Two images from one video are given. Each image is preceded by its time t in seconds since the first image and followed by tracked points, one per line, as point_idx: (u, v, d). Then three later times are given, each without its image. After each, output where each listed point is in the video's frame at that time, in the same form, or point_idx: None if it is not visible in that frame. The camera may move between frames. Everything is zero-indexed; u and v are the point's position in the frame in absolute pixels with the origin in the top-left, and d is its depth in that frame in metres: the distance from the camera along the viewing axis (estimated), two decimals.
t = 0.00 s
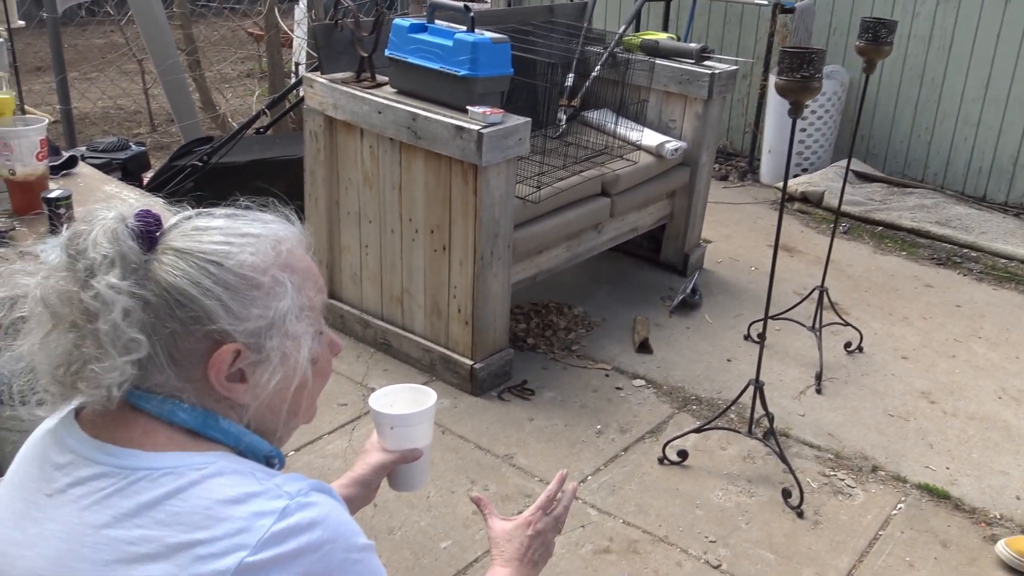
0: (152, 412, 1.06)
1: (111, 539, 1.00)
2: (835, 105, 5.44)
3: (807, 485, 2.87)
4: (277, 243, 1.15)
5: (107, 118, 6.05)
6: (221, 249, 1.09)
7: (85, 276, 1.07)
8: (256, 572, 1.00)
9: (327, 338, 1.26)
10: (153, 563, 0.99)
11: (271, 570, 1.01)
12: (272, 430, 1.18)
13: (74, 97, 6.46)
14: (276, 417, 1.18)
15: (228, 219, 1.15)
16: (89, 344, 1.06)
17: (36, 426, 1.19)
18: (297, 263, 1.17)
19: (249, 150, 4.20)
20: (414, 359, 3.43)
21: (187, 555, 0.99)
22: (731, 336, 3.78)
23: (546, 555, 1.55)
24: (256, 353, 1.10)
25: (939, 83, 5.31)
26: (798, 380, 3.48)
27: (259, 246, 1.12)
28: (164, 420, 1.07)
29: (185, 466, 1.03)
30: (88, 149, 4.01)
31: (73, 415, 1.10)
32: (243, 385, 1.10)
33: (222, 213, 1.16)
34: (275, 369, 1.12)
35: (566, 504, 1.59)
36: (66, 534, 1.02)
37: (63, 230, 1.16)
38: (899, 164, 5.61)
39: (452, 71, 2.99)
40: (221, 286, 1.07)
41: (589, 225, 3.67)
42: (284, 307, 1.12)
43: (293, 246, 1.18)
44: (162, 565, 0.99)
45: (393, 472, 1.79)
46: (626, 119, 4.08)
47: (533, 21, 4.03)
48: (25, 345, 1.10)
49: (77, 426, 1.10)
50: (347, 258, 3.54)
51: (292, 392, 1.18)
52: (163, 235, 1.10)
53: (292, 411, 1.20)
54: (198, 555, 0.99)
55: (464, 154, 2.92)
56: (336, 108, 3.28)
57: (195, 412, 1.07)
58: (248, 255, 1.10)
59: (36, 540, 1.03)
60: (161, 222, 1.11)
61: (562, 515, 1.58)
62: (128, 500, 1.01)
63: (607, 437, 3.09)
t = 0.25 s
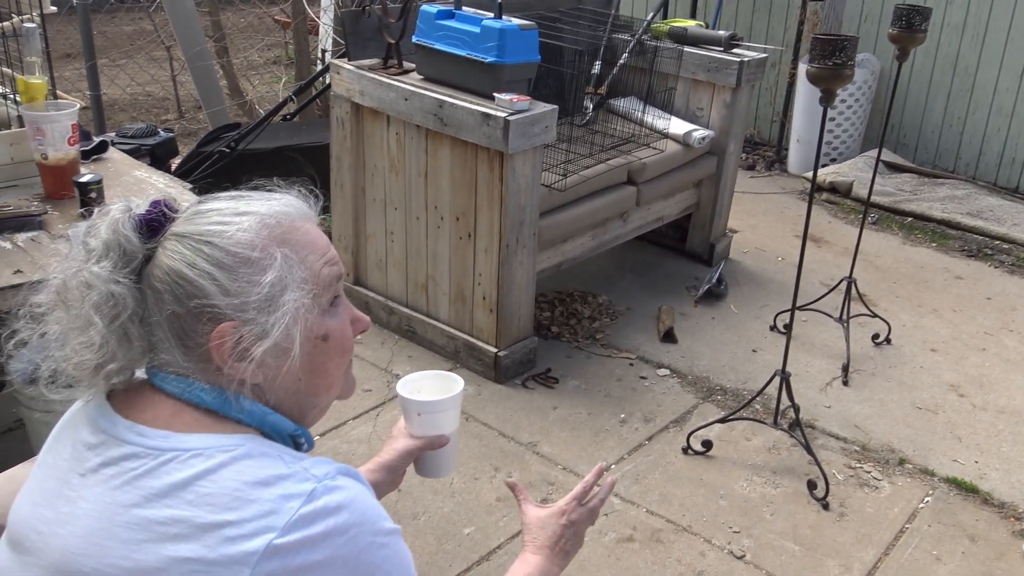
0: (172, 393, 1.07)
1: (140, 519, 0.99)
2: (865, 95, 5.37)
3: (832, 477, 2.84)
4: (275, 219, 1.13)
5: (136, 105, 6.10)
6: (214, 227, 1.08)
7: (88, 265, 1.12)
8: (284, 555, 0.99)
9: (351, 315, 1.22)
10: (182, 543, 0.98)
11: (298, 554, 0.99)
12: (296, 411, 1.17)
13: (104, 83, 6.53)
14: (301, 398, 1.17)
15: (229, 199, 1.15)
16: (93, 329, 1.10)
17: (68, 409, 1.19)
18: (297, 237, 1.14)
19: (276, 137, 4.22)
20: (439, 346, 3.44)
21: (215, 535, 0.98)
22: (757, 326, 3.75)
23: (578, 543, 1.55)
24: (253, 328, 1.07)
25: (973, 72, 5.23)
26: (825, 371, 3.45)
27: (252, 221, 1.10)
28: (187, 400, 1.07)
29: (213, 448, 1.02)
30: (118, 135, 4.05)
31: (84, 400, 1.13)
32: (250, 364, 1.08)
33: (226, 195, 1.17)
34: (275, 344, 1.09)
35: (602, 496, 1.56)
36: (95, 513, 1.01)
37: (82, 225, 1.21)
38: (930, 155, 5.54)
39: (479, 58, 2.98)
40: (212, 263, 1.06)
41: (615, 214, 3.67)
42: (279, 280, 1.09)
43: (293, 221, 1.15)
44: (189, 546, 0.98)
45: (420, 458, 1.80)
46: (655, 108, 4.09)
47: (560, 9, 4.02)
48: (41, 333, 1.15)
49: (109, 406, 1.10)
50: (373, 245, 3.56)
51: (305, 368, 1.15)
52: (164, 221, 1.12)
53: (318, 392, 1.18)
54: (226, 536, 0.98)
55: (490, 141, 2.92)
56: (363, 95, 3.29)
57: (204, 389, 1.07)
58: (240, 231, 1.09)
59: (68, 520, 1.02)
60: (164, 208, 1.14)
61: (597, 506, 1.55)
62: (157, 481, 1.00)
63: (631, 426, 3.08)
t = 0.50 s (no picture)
0: (195, 377, 1.08)
1: (167, 500, 0.99)
2: (891, 83, 5.30)
3: (854, 468, 2.82)
4: (291, 204, 1.12)
5: (159, 91, 6.14)
6: (230, 214, 1.08)
7: (111, 250, 1.12)
8: (308, 538, 0.98)
9: (372, 299, 1.22)
10: (207, 525, 0.98)
11: (322, 538, 0.99)
12: (319, 394, 1.17)
13: (127, 70, 6.57)
14: (323, 383, 1.17)
15: (247, 185, 1.14)
16: (117, 314, 1.11)
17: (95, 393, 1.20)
18: (312, 222, 1.13)
19: (297, 124, 4.23)
20: (459, 334, 3.44)
21: (240, 518, 0.98)
22: (778, 316, 3.73)
23: (592, 530, 1.55)
24: (270, 315, 1.06)
25: (1002, 60, 5.14)
26: (847, 362, 3.42)
27: (269, 207, 1.10)
28: (208, 384, 1.08)
29: (238, 431, 1.03)
30: (141, 121, 4.07)
31: (111, 382, 1.15)
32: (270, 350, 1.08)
33: (245, 180, 1.16)
34: (293, 330, 1.08)
35: (613, 479, 1.58)
36: (122, 495, 1.01)
37: (106, 209, 1.22)
38: (956, 144, 5.47)
39: (501, 44, 2.97)
40: (228, 250, 1.06)
41: (636, 202, 3.66)
42: (294, 266, 1.08)
43: (309, 206, 1.14)
44: (215, 528, 0.98)
45: (442, 444, 1.80)
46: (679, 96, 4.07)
47: None
48: (66, 316, 1.16)
49: (135, 389, 1.11)
50: (394, 232, 3.56)
51: (325, 352, 1.15)
52: (184, 207, 1.12)
53: (340, 378, 1.18)
54: (251, 519, 0.98)
55: (512, 129, 2.91)
56: (385, 82, 3.28)
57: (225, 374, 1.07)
58: (256, 217, 1.08)
59: (95, 501, 1.02)
60: (184, 193, 1.14)
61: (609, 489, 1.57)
62: (183, 463, 1.01)
63: (651, 415, 3.07)
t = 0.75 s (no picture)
0: (204, 366, 1.08)
1: (176, 490, 0.99)
2: (902, 74, 5.27)
3: (862, 461, 2.81)
4: (298, 194, 1.12)
5: (167, 81, 6.14)
6: (238, 205, 1.08)
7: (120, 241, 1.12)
8: (317, 530, 0.98)
9: (382, 290, 1.21)
10: (217, 516, 0.98)
11: (331, 530, 0.99)
12: (328, 385, 1.17)
13: (136, 60, 6.57)
14: (333, 374, 1.16)
15: (255, 175, 1.14)
16: (125, 304, 1.11)
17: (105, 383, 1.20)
18: (320, 212, 1.12)
19: (305, 114, 4.23)
20: (466, 324, 3.44)
21: (249, 509, 0.98)
22: (787, 308, 3.71)
23: (595, 518, 1.55)
24: (277, 306, 1.06)
25: (1015, 51, 5.10)
26: (856, 355, 3.41)
27: (275, 198, 1.09)
28: (214, 373, 1.08)
29: (247, 422, 1.03)
30: (149, 111, 4.07)
31: (120, 372, 1.15)
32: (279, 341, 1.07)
33: (253, 170, 1.16)
34: (300, 321, 1.08)
35: (608, 465, 1.58)
36: (132, 484, 1.01)
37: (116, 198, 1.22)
38: (967, 136, 5.43)
39: (511, 34, 2.95)
40: (234, 242, 1.06)
41: (645, 193, 3.66)
42: (301, 257, 1.08)
43: (317, 196, 1.14)
44: (224, 520, 0.97)
45: (450, 437, 1.80)
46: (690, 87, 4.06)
47: None
48: (76, 307, 1.16)
49: (145, 379, 1.11)
50: (402, 223, 3.56)
51: (334, 343, 1.14)
52: (192, 197, 1.12)
53: (350, 369, 1.18)
54: (261, 510, 0.98)
55: (522, 119, 2.90)
56: (394, 72, 3.27)
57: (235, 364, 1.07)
58: (262, 208, 1.08)
59: (105, 490, 1.02)
60: (191, 183, 1.14)
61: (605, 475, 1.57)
62: (192, 454, 1.00)
63: (659, 407, 3.07)
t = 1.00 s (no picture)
0: (208, 357, 1.08)
1: (178, 482, 0.99)
2: (905, 66, 5.25)
3: (863, 454, 2.82)
4: (307, 188, 1.11)
5: (167, 72, 6.13)
6: (245, 197, 1.07)
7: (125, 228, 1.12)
8: (319, 524, 0.98)
9: (387, 284, 1.21)
10: (218, 508, 0.98)
11: (333, 523, 0.98)
12: (331, 377, 1.17)
13: (135, 50, 6.55)
14: (336, 367, 1.16)
15: (263, 166, 1.13)
16: (129, 293, 1.11)
17: (107, 373, 1.19)
18: (328, 207, 1.11)
19: (306, 105, 4.21)
20: (467, 316, 3.44)
21: (250, 502, 0.97)
22: (788, 301, 3.71)
23: (614, 520, 1.54)
24: (281, 301, 1.06)
25: (1018, 43, 5.08)
26: (857, 347, 3.41)
27: (284, 191, 1.08)
28: (217, 365, 1.07)
29: (248, 414, 1.03)
30: (150, 101, 4.06)
31: (123, 360, 1.15)
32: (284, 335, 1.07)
33: (261, 160, 1.15)
34: (304, 316, 1.08)
35: (645, 472, 1.54)
36: (133, 476, 1.01)
37: (121, 185, 1.21)
38: (970, 129, 5.42)
39: (513, 24, 2.94)
40: (240, 235, 1.05)
41: (647, 185, 3.65)
42: (306, 253, 1.07)
43: (325, 190, 1.13)
44: (226, 512, 0.97)
45: (450, 425, 1.80)
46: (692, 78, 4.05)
47: None
48: (80, 293, 1.16)
49: (147, 370, 1.11)
50: (403, 214, 3.55)
51: (338, 338, 1.14)
52: (199, 185, 1.11)
53: (352, 363, 1.18)
54: (262, 503, 0.97)
55: (523, 110, 2.89)
56: (395, 62, 3.26)
57: (239, 356, 1.07)
58: (270, 201, 1.07)
59: (106, 482, 1.02)
60: (198, 170, 1.12)
61: (639, 481, 1.54)
62: (194, 446, 1.00)
63: (660, 399, 3.07)
